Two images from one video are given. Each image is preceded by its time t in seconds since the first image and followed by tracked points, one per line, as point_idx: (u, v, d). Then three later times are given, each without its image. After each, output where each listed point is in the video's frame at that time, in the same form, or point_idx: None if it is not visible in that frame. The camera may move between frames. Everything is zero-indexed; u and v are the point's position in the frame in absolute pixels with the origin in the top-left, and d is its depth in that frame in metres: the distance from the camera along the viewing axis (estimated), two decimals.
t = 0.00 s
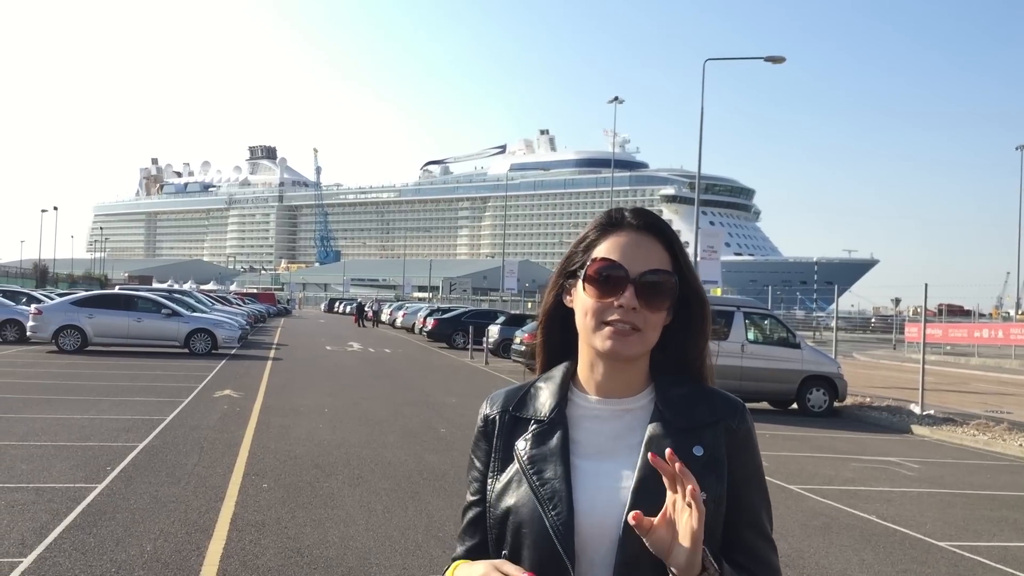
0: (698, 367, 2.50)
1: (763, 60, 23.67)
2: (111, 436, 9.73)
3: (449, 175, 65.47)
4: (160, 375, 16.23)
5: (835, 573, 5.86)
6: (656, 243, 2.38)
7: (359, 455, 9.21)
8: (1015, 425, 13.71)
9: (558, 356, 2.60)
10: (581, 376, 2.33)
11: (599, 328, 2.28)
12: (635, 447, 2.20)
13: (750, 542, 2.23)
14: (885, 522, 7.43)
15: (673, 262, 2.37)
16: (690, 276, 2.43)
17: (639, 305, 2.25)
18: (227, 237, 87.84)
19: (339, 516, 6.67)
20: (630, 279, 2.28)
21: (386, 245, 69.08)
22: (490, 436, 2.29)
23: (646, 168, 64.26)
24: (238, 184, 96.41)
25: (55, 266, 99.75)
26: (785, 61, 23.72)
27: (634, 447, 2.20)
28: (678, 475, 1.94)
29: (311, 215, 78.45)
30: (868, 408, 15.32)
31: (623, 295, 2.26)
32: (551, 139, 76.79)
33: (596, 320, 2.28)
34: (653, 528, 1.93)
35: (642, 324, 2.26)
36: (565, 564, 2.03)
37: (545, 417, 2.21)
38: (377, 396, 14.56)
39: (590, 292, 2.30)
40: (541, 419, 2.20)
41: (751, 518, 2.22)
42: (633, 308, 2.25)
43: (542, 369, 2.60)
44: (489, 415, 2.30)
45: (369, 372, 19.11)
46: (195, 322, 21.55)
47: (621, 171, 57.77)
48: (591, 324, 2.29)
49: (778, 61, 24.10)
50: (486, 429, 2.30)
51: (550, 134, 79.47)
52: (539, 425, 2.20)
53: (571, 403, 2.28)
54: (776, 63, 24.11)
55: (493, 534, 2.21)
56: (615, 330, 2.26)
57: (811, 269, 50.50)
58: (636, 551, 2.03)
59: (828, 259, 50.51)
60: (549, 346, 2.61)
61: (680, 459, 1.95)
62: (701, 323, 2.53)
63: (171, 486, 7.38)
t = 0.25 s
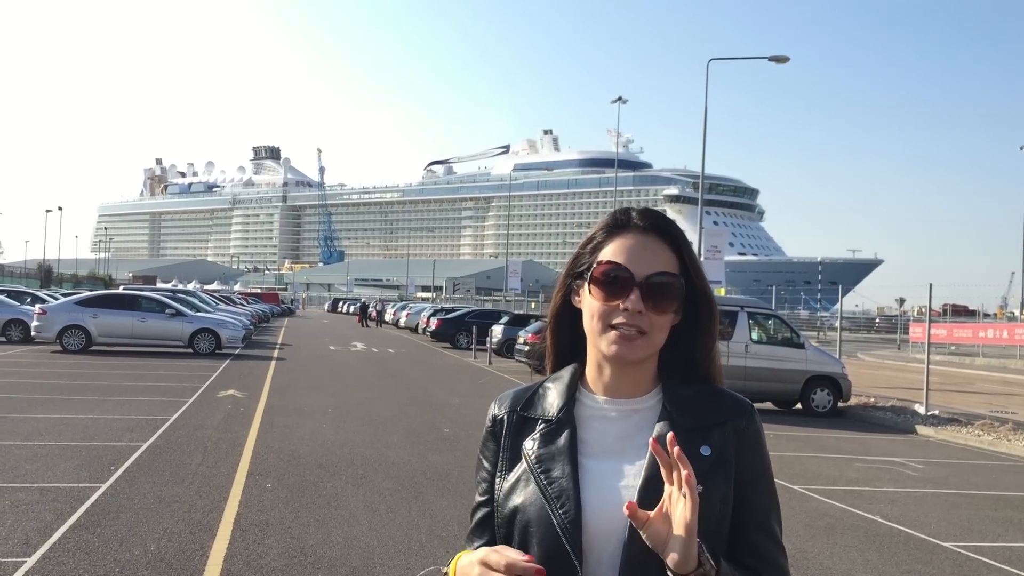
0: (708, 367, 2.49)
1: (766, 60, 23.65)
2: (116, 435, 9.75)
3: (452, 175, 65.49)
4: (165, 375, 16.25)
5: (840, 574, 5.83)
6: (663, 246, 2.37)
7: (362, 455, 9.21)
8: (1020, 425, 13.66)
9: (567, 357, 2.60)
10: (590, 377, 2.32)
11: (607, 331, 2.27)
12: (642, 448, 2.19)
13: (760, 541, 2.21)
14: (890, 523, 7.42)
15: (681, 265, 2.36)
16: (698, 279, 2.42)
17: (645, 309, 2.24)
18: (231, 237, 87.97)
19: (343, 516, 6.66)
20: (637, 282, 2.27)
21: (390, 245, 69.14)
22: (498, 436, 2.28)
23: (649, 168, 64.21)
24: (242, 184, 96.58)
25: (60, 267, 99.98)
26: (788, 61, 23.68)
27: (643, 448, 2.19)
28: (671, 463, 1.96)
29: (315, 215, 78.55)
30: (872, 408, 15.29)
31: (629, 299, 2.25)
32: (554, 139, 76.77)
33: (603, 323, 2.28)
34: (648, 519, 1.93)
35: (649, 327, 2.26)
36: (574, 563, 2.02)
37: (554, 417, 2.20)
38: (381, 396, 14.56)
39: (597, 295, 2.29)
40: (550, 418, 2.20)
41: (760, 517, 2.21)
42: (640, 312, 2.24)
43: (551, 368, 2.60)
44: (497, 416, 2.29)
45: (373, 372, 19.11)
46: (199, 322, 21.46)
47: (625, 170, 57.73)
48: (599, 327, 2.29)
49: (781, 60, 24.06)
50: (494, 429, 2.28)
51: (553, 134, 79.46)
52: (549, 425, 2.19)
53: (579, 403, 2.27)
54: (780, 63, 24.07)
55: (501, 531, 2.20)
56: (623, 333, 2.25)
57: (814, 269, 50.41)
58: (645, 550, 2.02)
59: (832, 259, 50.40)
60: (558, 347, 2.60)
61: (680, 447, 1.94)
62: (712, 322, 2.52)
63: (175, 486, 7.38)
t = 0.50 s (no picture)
0: (711, 366, 2.48)
1: (766, 60, 23.65)
2: (115, 435, 9.73)
3: (452, 175, 65.48)
4: (164, 375, 16.23)
5: (839, 573, 5.83)
6: (664, 246, 2.36)
7: (362, 454, 9.19)
8: (1020, 424, 13.65)
9: (565, 358, 2.58)
10: (593, 376, 2.31)
11: (611, 333, 2.26)
12: (652, 446, 2.19)
13: (770, 539, 2.21)
14: (890, 522, 7.40)
15: (680, 264, 2.36)
16: (698, 277, 2.42)
17: (648, 310, 2.24)
18: (231, 237, 87.93)
19: (342, 516, 6.65)
20: (640, 283, 2.27)
21: (390, 245, 69.11)
22: (502, 435, 2.26)
23: (649, 167, 64.17)
24: (242, 184, 96.50)
25: (60, 267, 99.86)
26: (788, 60, 23.66)
27: (653, 447, 2.18)
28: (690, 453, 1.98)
29: (315, 215, 78.51)
30: (872, 407, 15.28)
31: (632, 301, 2.24)
32: (554, 138, 76.78)
33: (606, 325, 2.27)
34: (664, 511, 1.94)
35: (652, 329, 2.25)
36: (591, 560, 2.01)
37: (561, 413, 2.18)
38: (381, 396, 14.55)
39: (599, 297, 2.28)
40: (558, 416, 2.18)
41: (770, 514, 2.21)
42: (643, 314, 2.24)
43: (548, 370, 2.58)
44: (503, 414, 2.26)
45: (372, 372, 19.09)
46: (199, 322, 21.46)
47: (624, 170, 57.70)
48: (602, 328, 2.28)
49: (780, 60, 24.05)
50: (500, 427, 2.26)
51: (553, 133, 79.43)
52: (556, 422, 2.18)
53: (585, 401, 2.25)
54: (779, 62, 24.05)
55: (508, 531, 2.17)
56: (627, 336, 2.24)
57: (814, 269, 50.42)
58: (659, 547, 2.01)
59: (832, 258, 50.37)
60: (557, 347, 2.58)
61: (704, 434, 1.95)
62: (712, 322, 2.52)
63: (174, 486, 7.37)
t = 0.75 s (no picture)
0: (703, 363, 2.50)
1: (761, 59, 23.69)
2: (109, 437, 9.71)
3: (448, 175, 65.49)
4: (159, 376, 16.19)
5: (835, 572, 5.85)
6: (654, 245, 2.37)
7: (358, 455, 9.19)
8: (1015, 423, 13.68)
9: (554, 355, 2.57)
10: (590, 372, 2.30)
11: (605, 331, 2.26)
12: (656, 445, 2.19)
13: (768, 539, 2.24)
14: (887, 521, 7.41)
15: (671, 263, 2.37)
16: (689, 274, 2.43)
17: (642, 308, 2.25)
18: (227, 237, 87.79)
19: (338, 517, 6.66)
20: (631, 280, 2.27)
21: (386, 246, 69.06)
22: (499, 433, 2.23)
23: (645, 167, 64.21)
24: (237, 185, 96.35)
25: (54, 267, 99.60)
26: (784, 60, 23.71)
27: (653, 443, 2.20)
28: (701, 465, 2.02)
29: (310, 215, 78.44)
30: (868, 406, 15.31)
31: (624, 300, 2.25)
32: (550, 138, 76.84)
33: (600, 323, 2.27)
34: (672, 524, 1.98)
35: (645, 326, 2.26)
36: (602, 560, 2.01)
37: (562, 410, 2.18)
38: (377, 396, 14.54)
39: (592, 297, 2.28)
40: (559, 412, 2.18)
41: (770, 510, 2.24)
42: (636, 312, 2.25)
43: (533, 369, 2.57)
44: (500, 408, 2.24)
45: (368, 372, 19.08)
46: (194, 323, 21.49)
47: (620, 170, 57.75)
48: (597, 326, 2.28)
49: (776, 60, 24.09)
50: (496, 423, 2.24)
51: (549, 133, 79.47)
52: (558, 419, 2.17)
53: (585, 398, 2.25)
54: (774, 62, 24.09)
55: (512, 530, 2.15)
56: (622, 333, 2.25)
57: (810, 268, 50.48)
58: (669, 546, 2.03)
59: (828, 258, 50.43)
60: (545, 345, 2.57)
61: (716, 447, 1.99)
62: (701, 318, 2.52)
63: (169, 487, 7.36)
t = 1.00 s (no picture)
0: (696, 363, 2.51)
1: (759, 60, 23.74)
2: (108, 439, 9.70)
3: (446, 176, 65.57)
4: (158, 378, 16.18)
5: (835, 571, 5.85)
6: (647, 244, 2.37)
7: (358, 456, 9.19)
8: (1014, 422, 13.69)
9: (551, 358, 2.57)
10: (588, 375, 2.30)
11: (601, 332, 2.26)
12: (655, 446, 2.19)
13: (767, 539, 2.27)
14: (886, 521, 7.41)
15: (665, 263, 2.37)
16: (684, 275, 2.44)
17: (637, 308, 2.25)
18: (226, 239, 87.83)
19: (338, 518, 6.66)
20: (625, 282, 2.28)
21: (385, 247, 69.11)
22: (502, 434, 2.22)
23: (643, 168, 64.31)
24: (236, 186, 96.42)
25: (53, 270, 99.61)
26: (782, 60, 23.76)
27: (651, 446, 2.20)
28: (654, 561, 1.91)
29: (309, 217, 78.50)
30: (867, 406, 15.31)
31: (619, 301, 2.25)
32: (549, 139, 76.88)
33: (596, 326, 2.27)
34: None
35: (641, 326, 2.26)
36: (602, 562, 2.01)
37: (564, 412, 2.17)
38: (376, 398, 14.54)
39: (586, 300, 2.29)
40: (559, 413, 2.18)
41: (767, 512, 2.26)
42: (631, 312, 2.25)
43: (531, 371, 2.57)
44: (499, 409, 2.24)
45: (368, 374, 19.07)
46: (193, 324, 21.48)
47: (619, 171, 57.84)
48: (592, 329, 2.28)
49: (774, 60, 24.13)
50: (495, 425, 2.23)
51: (548, 134, 79.57)
52: (559, 421, 2.17)
53: (584, 400, 2.25)
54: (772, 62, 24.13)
55: (512, 536, 2.15)
56: (617, 335, 2.25)
57: (809, 268, 50.52)
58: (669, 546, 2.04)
59: (826, 257, 50.48)
60: (541, 348, 2.57)
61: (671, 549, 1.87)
62: (691, 320, 2.53)
63: (168, 489, 7.35)
